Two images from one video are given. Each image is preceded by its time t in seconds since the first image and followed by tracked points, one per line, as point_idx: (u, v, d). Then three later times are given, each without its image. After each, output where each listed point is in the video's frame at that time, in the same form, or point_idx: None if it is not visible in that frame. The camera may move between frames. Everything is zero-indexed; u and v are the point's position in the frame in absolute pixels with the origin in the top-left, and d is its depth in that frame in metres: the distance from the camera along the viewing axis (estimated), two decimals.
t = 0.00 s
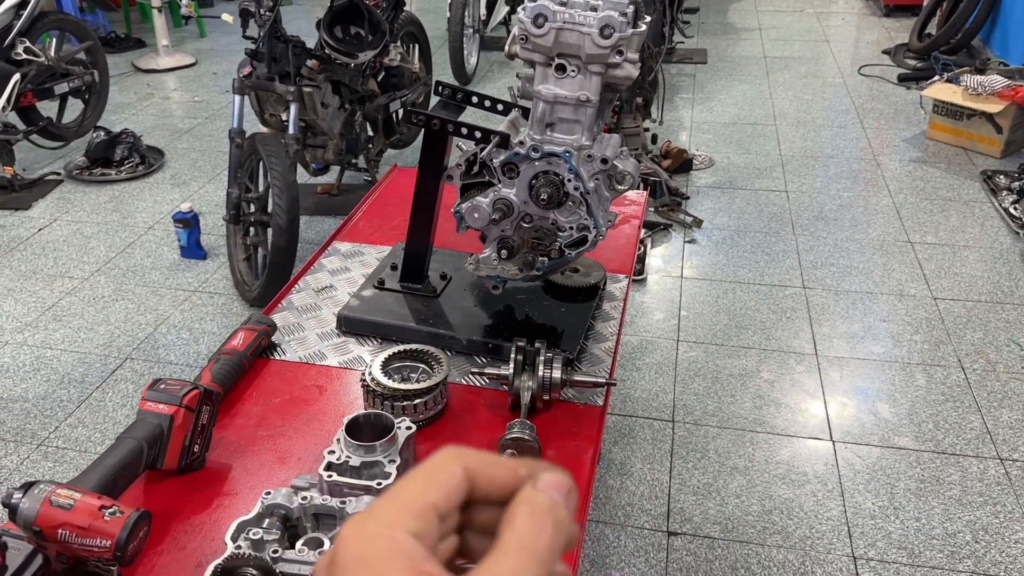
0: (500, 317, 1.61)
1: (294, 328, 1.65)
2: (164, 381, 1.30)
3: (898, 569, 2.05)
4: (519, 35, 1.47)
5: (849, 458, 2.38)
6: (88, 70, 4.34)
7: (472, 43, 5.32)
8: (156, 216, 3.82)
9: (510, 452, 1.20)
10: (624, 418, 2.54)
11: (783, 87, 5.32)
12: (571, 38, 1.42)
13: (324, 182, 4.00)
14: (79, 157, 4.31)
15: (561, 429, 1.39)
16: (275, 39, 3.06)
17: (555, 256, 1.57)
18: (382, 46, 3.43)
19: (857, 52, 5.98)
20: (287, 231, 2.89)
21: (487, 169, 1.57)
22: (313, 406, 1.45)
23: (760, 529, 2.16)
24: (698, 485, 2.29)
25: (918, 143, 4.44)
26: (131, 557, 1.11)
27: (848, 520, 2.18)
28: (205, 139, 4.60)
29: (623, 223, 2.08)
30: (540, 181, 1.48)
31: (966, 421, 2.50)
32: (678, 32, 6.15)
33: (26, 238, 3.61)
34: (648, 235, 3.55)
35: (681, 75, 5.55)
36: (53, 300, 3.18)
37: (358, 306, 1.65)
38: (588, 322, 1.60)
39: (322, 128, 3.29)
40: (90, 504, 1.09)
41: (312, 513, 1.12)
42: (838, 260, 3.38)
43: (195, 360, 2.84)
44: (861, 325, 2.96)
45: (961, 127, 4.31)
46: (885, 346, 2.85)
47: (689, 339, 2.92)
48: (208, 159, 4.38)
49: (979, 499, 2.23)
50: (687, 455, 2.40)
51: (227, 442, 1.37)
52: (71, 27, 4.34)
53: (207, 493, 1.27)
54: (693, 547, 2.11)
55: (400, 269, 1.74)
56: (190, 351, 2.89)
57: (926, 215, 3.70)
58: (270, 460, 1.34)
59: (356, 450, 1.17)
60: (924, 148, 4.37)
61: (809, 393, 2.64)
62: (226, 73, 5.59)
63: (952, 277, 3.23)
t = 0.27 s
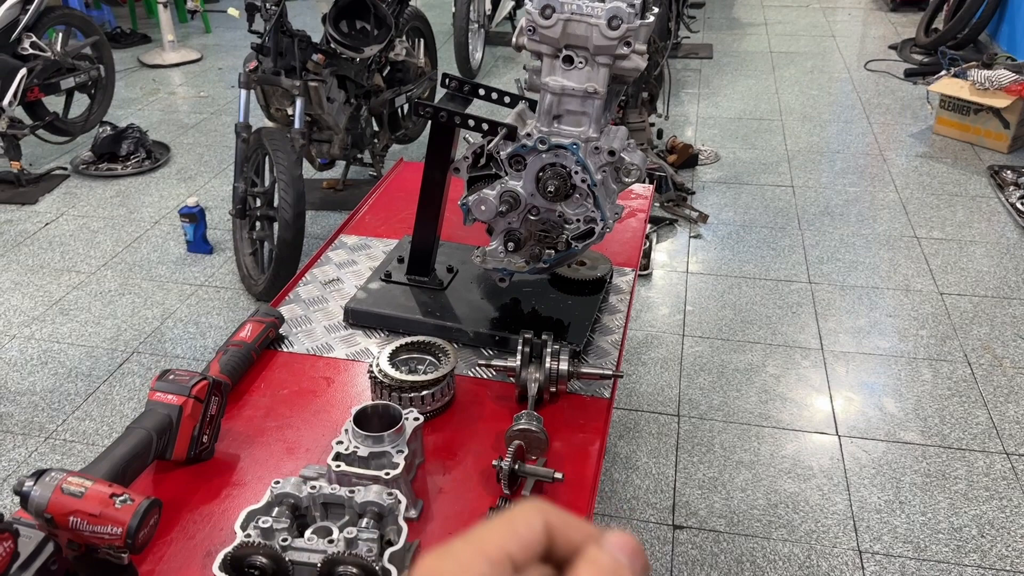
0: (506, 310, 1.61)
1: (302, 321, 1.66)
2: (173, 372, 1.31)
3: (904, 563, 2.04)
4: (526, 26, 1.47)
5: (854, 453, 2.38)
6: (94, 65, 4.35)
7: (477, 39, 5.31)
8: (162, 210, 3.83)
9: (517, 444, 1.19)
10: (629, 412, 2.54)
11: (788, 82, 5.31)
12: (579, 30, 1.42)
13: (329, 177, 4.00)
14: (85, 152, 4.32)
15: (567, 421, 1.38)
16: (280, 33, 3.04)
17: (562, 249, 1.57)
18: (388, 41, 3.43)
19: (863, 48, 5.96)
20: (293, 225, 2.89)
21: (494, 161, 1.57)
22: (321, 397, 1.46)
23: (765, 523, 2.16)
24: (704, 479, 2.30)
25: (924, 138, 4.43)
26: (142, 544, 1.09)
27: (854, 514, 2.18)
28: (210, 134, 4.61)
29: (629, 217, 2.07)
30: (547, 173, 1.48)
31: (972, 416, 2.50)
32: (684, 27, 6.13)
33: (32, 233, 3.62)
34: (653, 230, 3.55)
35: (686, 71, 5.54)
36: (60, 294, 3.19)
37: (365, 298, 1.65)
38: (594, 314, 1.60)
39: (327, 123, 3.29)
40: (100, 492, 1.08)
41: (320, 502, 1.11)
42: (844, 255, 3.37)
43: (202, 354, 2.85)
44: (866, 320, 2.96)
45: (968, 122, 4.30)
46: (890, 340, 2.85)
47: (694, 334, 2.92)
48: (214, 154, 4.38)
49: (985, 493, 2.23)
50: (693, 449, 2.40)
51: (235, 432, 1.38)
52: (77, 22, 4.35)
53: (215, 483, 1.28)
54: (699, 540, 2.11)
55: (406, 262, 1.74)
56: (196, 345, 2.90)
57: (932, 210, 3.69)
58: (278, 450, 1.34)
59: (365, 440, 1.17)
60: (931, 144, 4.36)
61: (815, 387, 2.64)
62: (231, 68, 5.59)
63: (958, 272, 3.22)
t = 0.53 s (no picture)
0: (521, 301, 1.61)
1: (317, 312, 1.66)
2: (191, 361, 1.31)
3: (917, 556, 2.04)
4: (543, 16, 1.46)
5: (867, 446, 2.38)
6: (103, 58, 4.35)
7: (486, 31, 5.30)
8: (172, 203, 3.83)
9: (534, 434, 1.19)
10: (640, 404, 2.54)
11: (799, 74, 5.28)
12: (597, 19, 1.41)
13: (339, 169, 4.00)
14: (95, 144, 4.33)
15: (583, 412, 1.38)
16: (291, 25, 3.04)
17: (578, 240, 1.57)
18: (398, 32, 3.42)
19: (874, 39, 5.92)
20: (304, 217, 2.89)
21: (510, 152, 1.56)
22: (337, 387, 1.46)
23: (778, 515, 2.16)
24: (716, 472, 2.29)
25: (936, 130, 4.40)
26: (164, 534, 1.08)
27: (866, 507, 2.18)
28: (220, 126, 4.62)
29: (642, 209, 2.07)
30: (563, 164, 1.47)
31: (985, 409, 2.49)
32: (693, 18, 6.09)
33: (43, 225, 3.64)
34: (664, 222, 3.54)
35: (695, 62, 5.51)
36: (72, 286, 3.21)
37: (380, 290, 1.65)
38: (609, 306, 1.60)
39: (338, 115, 3.28)
40: (124, 480, 1.07)
41: (340, 492, 1.08)
42: (856, 248, 3.35)
43: (214, 345, 2.86)
44: (878, 313, 2.95)
45: (980, 114, 4.27)
46: (902, 333, 2.84)
47: (705, 327, 2.91)
48: (224, 146, 4.39)
49: (998, 486, 2.22)
50: (704, 442, 2.40)
51: (253, 422, 1.38)
52: (87, 14, 4.35)
53: (234, 472, 1.28)
54: (711, 532, 2.11)
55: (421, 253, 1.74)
56: (208, 337, 2.91)
57: (944, 203, 3.67)
58: (296, 440, 1.35)
59: (383, 430, 1.17)
60: (942, 136, 4.33)
61: (827, 380, 2.64)
62: (240, 61, 5.59)
63: (971, 265, 3.21)
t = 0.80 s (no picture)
0: (528, 295, 1.62)
1: (325, 306, 1.67)
2: (202, 353, 1.32)
3: (923, 551, 2.04)
4: (551, 11, 1.47)
5: (873, 441, 2.38)
6: (111, 56, 4.37)
7: (492, 28, 5.30)
8: (180, 200, 3.85)
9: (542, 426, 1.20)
10: (646, 400, 2.55)
11: (805, 71, 5.27)
12: (604, 13, 1.41)
13: (345, 167, 4.01)
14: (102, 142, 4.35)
15: (590, 404, 1.38)
16: (298, 22, 3.05)
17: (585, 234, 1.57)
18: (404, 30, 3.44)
19: (880, 37, 5.90)
20: (311, 214, 2.91)
21: (517, 146, 1.57)
22: (346, 380, 1.47)
23: (784, 510, 2.16)
24: (722, 467, 2.30)
25: (942, 127, 4.39)
26: (177, 522, 1.07)
27: (873, 502, 2.18)
28: (226, 124, 4.63)
29: (648, 204, 2.07)
30: (571, 158, 1.48)
31: (992, 405, 2.49)
32: (699, 16, 6.09)
33: (52, 222, 3.66)
34: (670, 219, 3.54)
35: (701, 60, 5.51)
36: (81, 282, 3.23)
37: (388, 284, 1.66)
38: (616, 299, 1.61)
39: (344, 112, 3.30)
40: (137, 468, 1.07)
41: (350, 481, 1.09)
42: (862, 244, 3.35)
43: (222, 341, 2.87)
44: (884, 309, 2.95)
45: (986, 111, 4.26)
46: (909, 329, 2.84)
47: (711, 323, 2.92)
48: (230, 144, 4.40)
49: (1004, 482, 2.23)
50: (710, 437, 2.40)
51: (263, 414, 1.40)
52: (94, 12, 4.37)
53: (245, 463, 1.29)
54: (717, 527, 2.12)
55: (428, 248, 1.75)
56: (215, 332, 2.92)
57: (950, 200, 3.66)
58: (306, 432, 1.36)
59: (392, 422, 1.18)
60: (948, 133, 4.32)
61: (833, 376, 2.64)
62: (247, 59, 5.61)
63: (977, 262, 3.20)
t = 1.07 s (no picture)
0: (528, 291, 1.66)
1: (330, 301, 1.72)
2: (210, 345, 1.37)
3: (921, 544, 2.07)
4: (546, 14, 1.52)
5: (872, 437, 2.41)
6: (124, 61, 4.45)
7: (499, 32, 5.36)
8: (191, 202, 3.92)
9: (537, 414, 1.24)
10: (648, 397, 2.59)
11: (810, 73, 5.30)
12: (598, 16, 1.46)
13: (354, 169, 4.07)
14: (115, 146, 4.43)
15: (586, 395, 1.42)
16: (307, 28, 3.09)
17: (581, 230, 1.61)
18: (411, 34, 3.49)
19: (886, 38, 5.92)
20: (319, 215, 2.96)
21: (516, 145, 1.62)
22: (350, 371, 1.52)
23: (782, 504, 2.19)
24: (722, 462, 2.33)
25: (946, 128, 4.40)
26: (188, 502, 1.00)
27: (871, 497, 2.21)
28: (237, 128, 4.70)
29: (647, 202, 2.11)
30: (567, 156, 1.52)
31: (991, 402, 2.51)
32: (705, 18, 6.12)
33: (66, 224, 3.73)
34: (673, 220, 3.57)
35: (706, 62, 5.54)
36: (94, 283, 3.29)
37: (391, 280, 1.71)
38: (613, 295, 1.65)
39: (352, 115, 3.35)
40: (148, 448, 1.00)
41: (351, 465, 1.13)
42: (864, 244, 3.38)
43: (231, 339, 2.93)
44: (886, 307, 2.97)
45: (990, 112, 4.27)
46: (910, 327, 2.86)
47: (714, 321, 2.95)
48: (241, 147, 4.47)
49: (1002, 477, 2.25)
50: (711, 433, 2.44)
51: (269, 404, 1.44)
52: (108, 19, 4.45)
53: (251, 451, 1.34)
54: (717, 520, 2.15)
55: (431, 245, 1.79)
56: (225, 331, 2.98)
57: (953, 200, 3.68)
58: (310, 421, 1.41)
59: (392, 410, 1.22)
60: (952, 133, 4.34)
61: (834, 373, 2.66)
62: (257, 63, 5.69)
63: (980, 261, 3.22)
